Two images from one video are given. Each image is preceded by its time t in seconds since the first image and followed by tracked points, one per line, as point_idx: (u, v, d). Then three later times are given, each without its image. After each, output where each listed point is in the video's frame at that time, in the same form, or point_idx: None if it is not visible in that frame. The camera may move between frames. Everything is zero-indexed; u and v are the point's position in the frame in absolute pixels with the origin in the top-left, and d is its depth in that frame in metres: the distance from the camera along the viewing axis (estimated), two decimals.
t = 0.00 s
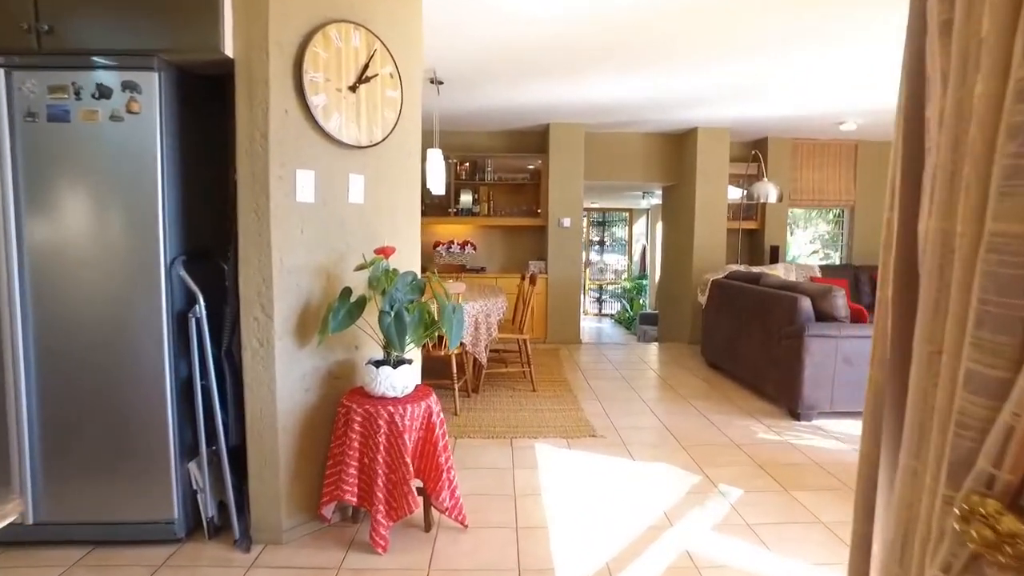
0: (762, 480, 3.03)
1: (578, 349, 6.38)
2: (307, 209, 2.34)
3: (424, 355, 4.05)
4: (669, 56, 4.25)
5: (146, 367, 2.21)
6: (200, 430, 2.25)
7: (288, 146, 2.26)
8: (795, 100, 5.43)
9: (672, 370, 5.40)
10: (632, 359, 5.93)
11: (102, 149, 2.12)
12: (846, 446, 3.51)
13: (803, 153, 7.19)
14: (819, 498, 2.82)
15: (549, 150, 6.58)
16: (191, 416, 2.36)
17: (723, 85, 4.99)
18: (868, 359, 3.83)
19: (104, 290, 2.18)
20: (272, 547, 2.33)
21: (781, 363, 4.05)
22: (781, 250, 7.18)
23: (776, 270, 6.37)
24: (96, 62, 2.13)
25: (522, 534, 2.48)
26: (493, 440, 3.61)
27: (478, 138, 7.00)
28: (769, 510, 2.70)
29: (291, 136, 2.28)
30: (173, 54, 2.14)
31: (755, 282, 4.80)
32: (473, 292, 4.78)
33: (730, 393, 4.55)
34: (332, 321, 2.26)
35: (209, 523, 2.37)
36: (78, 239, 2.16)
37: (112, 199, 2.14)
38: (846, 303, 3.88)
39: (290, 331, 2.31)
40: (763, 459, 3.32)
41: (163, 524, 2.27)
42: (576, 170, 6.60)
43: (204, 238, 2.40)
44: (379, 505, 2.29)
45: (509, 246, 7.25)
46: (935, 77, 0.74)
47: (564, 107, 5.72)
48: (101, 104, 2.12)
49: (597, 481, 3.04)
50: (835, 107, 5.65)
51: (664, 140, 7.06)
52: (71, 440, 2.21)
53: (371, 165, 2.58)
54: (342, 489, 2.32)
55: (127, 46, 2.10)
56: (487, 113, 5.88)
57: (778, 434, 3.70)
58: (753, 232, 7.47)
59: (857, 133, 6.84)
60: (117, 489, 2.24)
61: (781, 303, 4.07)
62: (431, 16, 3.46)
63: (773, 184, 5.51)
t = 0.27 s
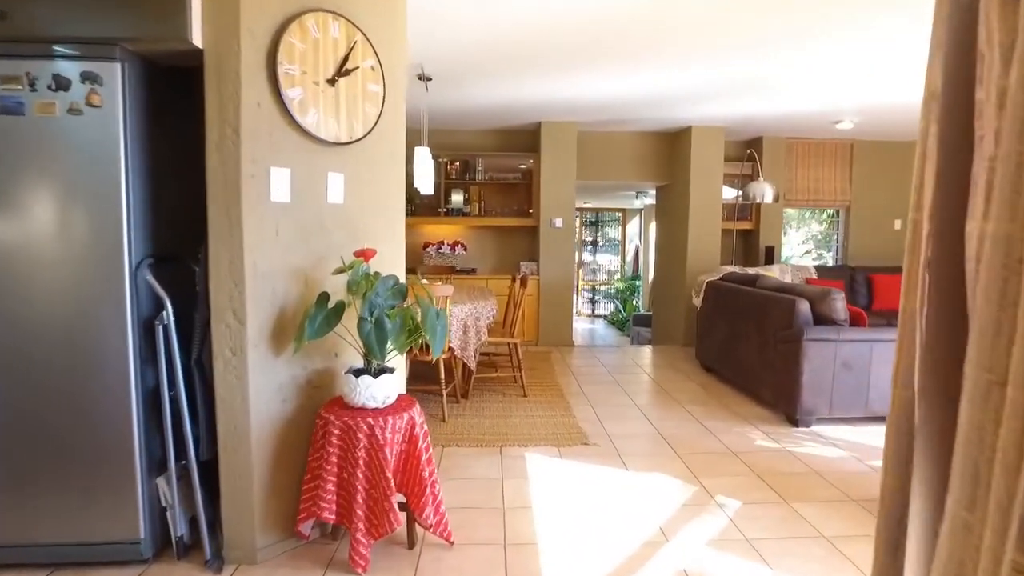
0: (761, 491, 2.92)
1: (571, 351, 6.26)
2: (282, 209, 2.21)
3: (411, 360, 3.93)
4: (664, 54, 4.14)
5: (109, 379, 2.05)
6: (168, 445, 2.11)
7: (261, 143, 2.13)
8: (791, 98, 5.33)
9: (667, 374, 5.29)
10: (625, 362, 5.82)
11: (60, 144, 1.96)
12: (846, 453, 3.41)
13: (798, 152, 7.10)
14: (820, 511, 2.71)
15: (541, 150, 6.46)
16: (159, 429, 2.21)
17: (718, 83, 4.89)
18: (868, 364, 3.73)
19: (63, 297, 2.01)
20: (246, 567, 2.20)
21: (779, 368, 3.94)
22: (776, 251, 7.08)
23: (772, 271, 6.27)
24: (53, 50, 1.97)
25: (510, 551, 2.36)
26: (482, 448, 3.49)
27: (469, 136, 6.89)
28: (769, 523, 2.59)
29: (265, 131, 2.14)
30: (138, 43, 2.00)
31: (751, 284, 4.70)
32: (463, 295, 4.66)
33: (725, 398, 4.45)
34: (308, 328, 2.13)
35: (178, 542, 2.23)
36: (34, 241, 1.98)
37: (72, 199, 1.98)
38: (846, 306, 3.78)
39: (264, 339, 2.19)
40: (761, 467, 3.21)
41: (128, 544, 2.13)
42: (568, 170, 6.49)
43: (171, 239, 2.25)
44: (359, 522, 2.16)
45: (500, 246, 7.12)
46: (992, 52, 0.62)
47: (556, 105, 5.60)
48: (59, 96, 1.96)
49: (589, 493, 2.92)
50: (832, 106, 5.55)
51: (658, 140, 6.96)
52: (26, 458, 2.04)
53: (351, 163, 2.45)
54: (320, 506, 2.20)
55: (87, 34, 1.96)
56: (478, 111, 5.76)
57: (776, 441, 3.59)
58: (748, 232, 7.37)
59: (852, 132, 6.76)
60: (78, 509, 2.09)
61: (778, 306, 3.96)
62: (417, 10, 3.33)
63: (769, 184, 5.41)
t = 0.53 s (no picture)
0: (759, 500, 2.82)
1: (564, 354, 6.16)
2: (257, 209, 2.09)
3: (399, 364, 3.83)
4: (659, 51, 4.04)
5: (72, 391, 1.91)
6: (137, 458, 1.98)
7: (235, 138, 2.01)
8: (787, 96, 5.25)
9: (661, 376, 5.20)
10: (618, 364, 5.72)
11: (17, 139, 1.82)
12: (845, 459, 3.32)
13: (793, 152, 7.03)
14: (821, 521, 2.62)
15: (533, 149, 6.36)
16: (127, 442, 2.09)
17: (713, 81, 4.80)
18: (867, 367, 3.65)
19: (21, 304, 1.86)
20: None
21: (776, 371, 3.85)
22: (771, 251, 7.01)
23: (767, 272, 6.19)
24: (7, 38, 1.83)
25: (499, 567, 2.26)
26: (471, 456, 3.38)
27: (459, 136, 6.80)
28: (769, 535, 2.49)
29: (239, 126, 2.02)
30: (101, 31, 1.87)
31: (746, 285, 4.61)
32: (452, 297, 4.55)
33: (720, 402, 4.36)
34: (285, 334, 2.02)
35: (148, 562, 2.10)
36: None
37: (31, 198, 1.84)
38: (844, 308, 3.69)
39: (239, 347, 2.07)
40: (759, 475, 3.12)
41: (95, 565, 2.00)
42: (561, 169, 6.38)
43: (139, 241, 2.13)
44: (339, 539, 2.05)
45: (492, 247, 7.01)
46: None
47: (548, 103, 5.50)
48: (14, 87, 1.81)
49: (581, 503, 2.82)
50: (828, 104, 5.48)
51: (651, 139, 6.87)
52: None
53: (331, 160, 2.33)
54: (298, 522, 2.08)
55: (46, 20, 1.83)
56: (469, 109, 5.65)
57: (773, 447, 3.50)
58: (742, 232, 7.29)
59: (848, 131, 6.69)
60: (39, 529, 1.95)
61: (776, 307, 3.87)
62: (404, 3, 3.22)
63: (765, 184, 5.32)
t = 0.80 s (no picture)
0: (758, 512, 2.71)
1: (555, 356, 6.04)
2: (226, 208, 1.95)
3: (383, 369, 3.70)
4: (653, 45, 3.92)
5: (24, 402, 1.76)
6: (93, 475, 1.81)
7: (202, 132, 1.87)
8: (782, 94, 5.16)
9: (654, 380, 5.08)
10: (610, 367, 5.60)
11: None
12: (845, 467, 3.22)
13: (787, 151, 6.94)
14: (823, 535, 2.50)
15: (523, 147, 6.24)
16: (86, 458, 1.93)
17: (707, 78, 4.69)
18: (866, 371, 3.55)
19: None
20: None
21: (773, 376, 3.74)
22: (765, 252, 6.91)
23: (761, 272, 6.09)
24: None
25: None
26: (458, 465, 3.25)
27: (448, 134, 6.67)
28: (770, 551, 2.37)
29: (206, 119, 1.88)
30: (53, 15, 1.73)
31: (741, 287, 4.51)
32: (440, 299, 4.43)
33: (716, 407, 4.25)
34: (255, 343, 1.89)
35: None
36: None
37: None
38: (842, 310, 3.60)
39: (207, 356, 1.93)
40: (757, 484, 3.00)
41: None
42: (552, 168, 6.26)
43: (100, 242, 1.98)
44: (314, 561, 1.92)
45: (481, 248, 6.89)
46: None
47: (539, 100, 5.38)
48: None
49: (573, 516, 2.70)
50: (824, 102, 5.39)
51: (644, 137, 6.76)
52: None
53: (307, 156, 2.20)
54: (270, 543, 1.95)
55: None
56: (458, 106, 5.52)
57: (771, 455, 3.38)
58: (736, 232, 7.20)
59: (843, 130, 6.61)
60: None
61: (771, 309, 3.77)
62: None
63: (759, 183, 5.22)
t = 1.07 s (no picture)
0: (753, 523, 2.61)
1: (544, 359, 5.93)
2: (190, 207, 1.82)
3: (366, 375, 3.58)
4: (644, 42, 3.82)
5: None
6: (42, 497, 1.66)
7: (162, 126, 1.74)
8: (775, 92, 5.07)
9: (645, 383, 4.98)
10: (600, 370, 5.49)
11: None
12: (842, 475, 3.12)
13: (778, 150, 6.87)
14: (821, 548, 2.40)
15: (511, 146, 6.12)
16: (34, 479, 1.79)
17: (699, 75, 4.59)
18: (862, 375, 3.46)
19: None
20: None
21: (767, 380, 3.64)
22: (756, 252, 6.84)
23: (752, 273, 6.01)
24: None
25: None
26: (442, 475, 3.14)
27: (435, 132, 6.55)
28: (766, 566, 2.27)
29: (167, 112, 1.75)
30: None
31: (734, 288, 4.42)
32: (424, 302, 4.30)
33: (707, 411, 4.15)
34: (219, 352, 1.76)
35: None
36: None
37: None
38: (838, 313, 3.51)
39: (169, 367, 1.80)
40: (751, 494, 2.90)
41: None
42: (541, 167, 6.15)
43: (51, 246, 1.85)
44: None
45: (469, 248, 6.77)
46: None
47: (527, 98, 5.27)
48: None
49: (560, 528, 2.59)
50: (816, 100, 5.32)
51: (634, 136, 6.67)
52: None
53: (279, 153, 2.07)
54: (236, 567, 1.81)
55: None
56: (444, 104, 5.40)
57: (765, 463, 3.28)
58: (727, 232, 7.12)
59: (835, 129, 6.55)
60: None
61: (765, 311, 3.68)
62: None
63: (751, 183, 5.13)
